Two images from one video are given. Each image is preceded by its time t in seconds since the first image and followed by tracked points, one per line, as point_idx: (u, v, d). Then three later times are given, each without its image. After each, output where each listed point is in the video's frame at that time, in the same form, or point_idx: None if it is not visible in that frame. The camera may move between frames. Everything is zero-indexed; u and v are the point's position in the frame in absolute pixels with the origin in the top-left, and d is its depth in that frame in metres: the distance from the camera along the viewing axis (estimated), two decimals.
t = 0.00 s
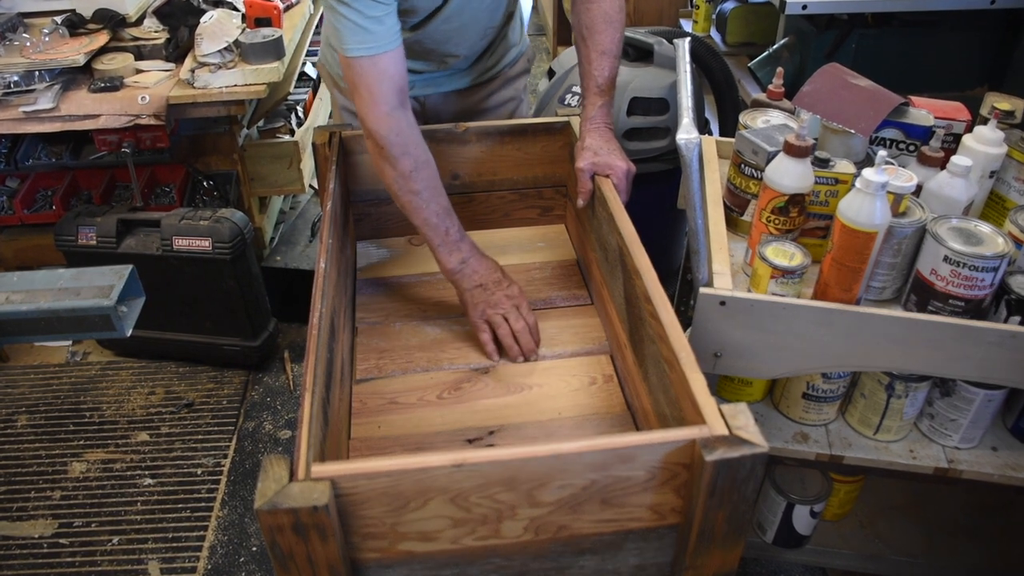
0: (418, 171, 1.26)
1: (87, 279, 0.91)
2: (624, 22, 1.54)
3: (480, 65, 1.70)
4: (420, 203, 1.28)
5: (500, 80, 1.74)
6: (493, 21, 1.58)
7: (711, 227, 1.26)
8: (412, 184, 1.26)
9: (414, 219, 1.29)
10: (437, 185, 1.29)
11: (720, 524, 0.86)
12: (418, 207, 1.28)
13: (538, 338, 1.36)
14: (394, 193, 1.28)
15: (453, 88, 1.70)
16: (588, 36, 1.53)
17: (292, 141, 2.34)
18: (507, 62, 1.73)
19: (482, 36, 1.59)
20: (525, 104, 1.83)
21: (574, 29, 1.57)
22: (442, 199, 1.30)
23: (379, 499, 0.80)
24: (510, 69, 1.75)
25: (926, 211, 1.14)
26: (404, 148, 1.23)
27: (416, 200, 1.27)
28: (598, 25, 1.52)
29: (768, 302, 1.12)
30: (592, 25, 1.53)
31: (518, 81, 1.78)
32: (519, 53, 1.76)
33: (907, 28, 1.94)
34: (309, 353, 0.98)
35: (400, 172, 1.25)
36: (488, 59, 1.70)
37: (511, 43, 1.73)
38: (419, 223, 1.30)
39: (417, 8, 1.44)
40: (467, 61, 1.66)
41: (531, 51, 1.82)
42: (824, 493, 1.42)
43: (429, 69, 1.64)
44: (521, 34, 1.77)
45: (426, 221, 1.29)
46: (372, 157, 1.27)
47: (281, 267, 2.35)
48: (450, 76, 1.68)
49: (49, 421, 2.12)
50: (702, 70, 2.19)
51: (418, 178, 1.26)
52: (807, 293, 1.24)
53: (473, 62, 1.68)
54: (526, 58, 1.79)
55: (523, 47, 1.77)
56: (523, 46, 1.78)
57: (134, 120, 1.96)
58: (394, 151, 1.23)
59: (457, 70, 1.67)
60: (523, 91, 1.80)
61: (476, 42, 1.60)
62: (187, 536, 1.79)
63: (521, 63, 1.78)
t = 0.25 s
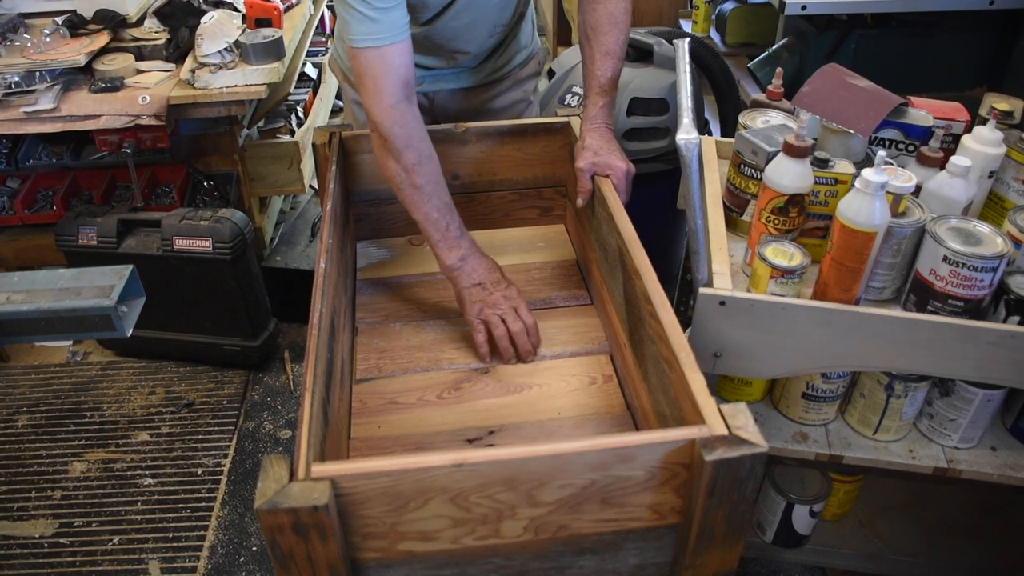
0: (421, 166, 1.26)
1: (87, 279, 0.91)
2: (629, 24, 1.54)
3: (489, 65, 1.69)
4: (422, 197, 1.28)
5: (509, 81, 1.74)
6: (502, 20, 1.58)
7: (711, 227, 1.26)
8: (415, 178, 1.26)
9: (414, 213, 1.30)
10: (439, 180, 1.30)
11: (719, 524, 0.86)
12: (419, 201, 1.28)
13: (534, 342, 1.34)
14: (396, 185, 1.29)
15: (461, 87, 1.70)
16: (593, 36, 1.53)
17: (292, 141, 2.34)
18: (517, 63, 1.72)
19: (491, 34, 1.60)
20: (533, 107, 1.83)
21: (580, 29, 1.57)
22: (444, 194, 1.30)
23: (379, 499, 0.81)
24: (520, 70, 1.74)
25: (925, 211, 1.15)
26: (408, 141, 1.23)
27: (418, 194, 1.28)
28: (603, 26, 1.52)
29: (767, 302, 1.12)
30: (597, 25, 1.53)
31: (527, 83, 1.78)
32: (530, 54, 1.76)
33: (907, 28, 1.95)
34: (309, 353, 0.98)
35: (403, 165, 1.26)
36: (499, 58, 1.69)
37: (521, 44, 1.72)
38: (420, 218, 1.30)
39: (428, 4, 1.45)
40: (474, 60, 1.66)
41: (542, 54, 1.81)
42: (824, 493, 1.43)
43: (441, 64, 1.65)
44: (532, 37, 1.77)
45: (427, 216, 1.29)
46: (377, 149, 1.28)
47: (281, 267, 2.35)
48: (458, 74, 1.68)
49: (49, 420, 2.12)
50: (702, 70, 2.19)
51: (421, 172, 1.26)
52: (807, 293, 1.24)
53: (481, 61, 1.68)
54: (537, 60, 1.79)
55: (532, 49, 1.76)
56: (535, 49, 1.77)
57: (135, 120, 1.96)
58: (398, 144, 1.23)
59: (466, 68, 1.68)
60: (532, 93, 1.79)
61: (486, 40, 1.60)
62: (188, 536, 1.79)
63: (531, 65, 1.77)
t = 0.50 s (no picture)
0: (423, 171, 1.26)
1: (88, 279, 0.91)
2: (627, 23, 1.54)
3: (484, 64, 1.69)
4: (425, 203, 1.27)
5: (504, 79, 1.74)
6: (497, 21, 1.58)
7: (710, 227, 1.26)
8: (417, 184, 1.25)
9: (417, 220, 1.29)
10: (441, 186, 1.28)
11: (719, 524, 0.86)
12: (423, 208, 1.27)
13: (543, 342, 1.33)
14: (398, 193, 1.28)
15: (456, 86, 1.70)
16: (591, 36, 1.53)
17: (292, 141, 2.34)
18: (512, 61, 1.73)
19: (487, 34, 1.60)
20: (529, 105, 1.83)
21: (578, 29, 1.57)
22: (447, 200, 1.29)
23: (379, 499, 0.81)
24: (515, 68, 1.74)
25: (925, 211, 1.15)
26: (409, 147, 1.23)
27: (422, 200, 1.27)
28: (601, 25, 1.52)
29: (767, 302, 1.12)
30: (595, 25, 1.53)
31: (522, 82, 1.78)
32: (525, 53, 1.76)
33: (906, 28, 1.95)
34: (309, 353, 0.98)
35: (405, 172, 1.25)
36: (494, 57, 1.69)
37: (516, 42, 1.72)
38: (424, 225, 1.29)
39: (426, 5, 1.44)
40: (470, 59, 1.66)
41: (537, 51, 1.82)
42: (824, 493, 1.43)
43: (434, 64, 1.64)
44: (526, 35, 1.77)
45: (431, 222, 1.28)
46: (377, 157, 1.27)
47: (281, 267, 2.35)
48: (453, 73, 1.68)
49: (49, 420, 2.12)
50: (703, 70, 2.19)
51: (423, 177, 1.26)
52: (807, 293, 1.24)
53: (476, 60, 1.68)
54: (532, 57, 1.79)
55: (527, 47, 1.77)
56: (529, 47, 1.78)
57: (135, 120, 1.96)
58: (399, 150, 1.23)
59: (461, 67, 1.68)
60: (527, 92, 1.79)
61: (481, 39, 1.60)
62: (188, 536, 1.79)
63: (526, 63, 1.77)
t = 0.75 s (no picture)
0: (416, 176, 1.26)
1: (87, 279, 0.91)
2: (621, 22, 1.54)
3: (473, 64, 1.70)
4: (419, 207, 1.27)
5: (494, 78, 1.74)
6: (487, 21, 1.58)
7: (710, 227, 1.26)
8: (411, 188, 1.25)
9: (411, 224, 1.29)
10: (434, 190, 1.29)
11: (719, 524, 0.86)
12: (416, 212, 1.27)
13: (545, 342, 1.32)
14: (391, 198, 1.28)
15: (447, 87, 1.70)
16: (587, 36, 1.53)
17: (292, 141, 2.34)
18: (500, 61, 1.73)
19: (477, 35, 1.59)
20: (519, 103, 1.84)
21: (574, 30, 1.57)
22: (441, 203, 1.30)
23: (379, 499, 0.81)
24: (505, 67, 1.74)
25: (925, 211, 1.15)
26: (401, 152, 1.23)
27: (416, 204, 1.27)
28: (596, 25, 1.52)
29: (767, 302, 1.12)
30: (589, 25, 1.53)
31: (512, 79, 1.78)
32: (515, 51, 1.77)
33: (906, 28, 1.95)
34: (309, 353, 0.98)
35: (398, 177, 1.25)
36: (482, 57, 1.70)
37: (505, 41, 1.72)
38: (418, 228, 1.29)
39: (413, 9, 1.42)
40: (460, 59, 1.66)
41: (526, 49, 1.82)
42: (823, 493, 1.43)
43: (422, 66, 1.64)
44: (515, 33, 1.77)
45: (426, 225, 1.28)
46: (368, 163, 1.27)
47: (280, 267, 2.34)
48: (443, 74, 1.68)
49: (49, 420, 2.12)
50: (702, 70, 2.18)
51: (417, 182, 1.26)
52: (807, 293, 1.24)
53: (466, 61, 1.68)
54: (522, 56, 1.79)
55: (517, 45, 1.77)
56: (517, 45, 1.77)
57: (135, 120, 1.96)
58: (391, 155, 1.23)
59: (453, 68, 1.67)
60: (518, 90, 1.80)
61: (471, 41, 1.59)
62: (187, 536, 1.79)
63: (516, 61, 1.77)
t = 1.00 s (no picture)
0: (404, 180, 1.26)
1: (87, 279, 0.91)
2: (616, 21, 1.54)
3: (464, 65, 1.70)
4: (408, 209, 1.28)
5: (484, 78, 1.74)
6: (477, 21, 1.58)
7: (711, 228, 1.26)
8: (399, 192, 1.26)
9: (401, 224, 1.30)
10: (423, 194, 1.29)
11: (719, 524, 0.86)
12: (405, 214, 1.28)
13: (526, 345, 1.34)
14: (381, 199, 1.29)
15: (438, 88, 1.71)
16: (583, 36, 1.53)
17: (292, 141, 2.34)
18: (490, 61, 1.73)
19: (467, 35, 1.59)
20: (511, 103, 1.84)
21: (569, 30, 1.57)
22: (430, 205, 1.30)
23: (379, 499, 0.81)
24: (495, 67, 1.75)
25: (925, 212, 1.15)
26: (390, 156, 1.23)
27: (404, 207, 1.28)
28: (591, 25, 1.52)
29: (767, 302, 1.12)
30: (585, 25, 1.53)
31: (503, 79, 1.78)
32: (506, 50, 1.77)
33: (906, 28, 1.95)
34: (309, 353, 0.98)
35: (386, 180, 1.26)
36: (472, 58, 1.71)
37: (494, 41, 1.73)
38: (408, 229, 1.30)
39: (405, 12, 1.42)
40: (451, 60, 1.66)
41: (517, 49, 1.81)
42: (824, 493, 1.43)
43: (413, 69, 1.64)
44: (506, 33, 1.78)
45: (415, 226, 1.30)
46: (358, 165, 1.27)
47: (281, 267, 2.34)
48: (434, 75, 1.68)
49: (49, 420, 2.12)
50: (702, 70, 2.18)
51: (404, 186, 1.26)
52: (807, 293, 1.24)
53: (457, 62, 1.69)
54: (512, 55, 1.79)
55: (507, 45, 1.77)
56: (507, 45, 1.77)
57: (135, 120, 1.96)
58: (380, 159, 1.23)
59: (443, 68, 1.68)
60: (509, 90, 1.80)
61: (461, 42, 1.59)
62: (187, 536, 1.79)
63: (507, 61, 1.77)
